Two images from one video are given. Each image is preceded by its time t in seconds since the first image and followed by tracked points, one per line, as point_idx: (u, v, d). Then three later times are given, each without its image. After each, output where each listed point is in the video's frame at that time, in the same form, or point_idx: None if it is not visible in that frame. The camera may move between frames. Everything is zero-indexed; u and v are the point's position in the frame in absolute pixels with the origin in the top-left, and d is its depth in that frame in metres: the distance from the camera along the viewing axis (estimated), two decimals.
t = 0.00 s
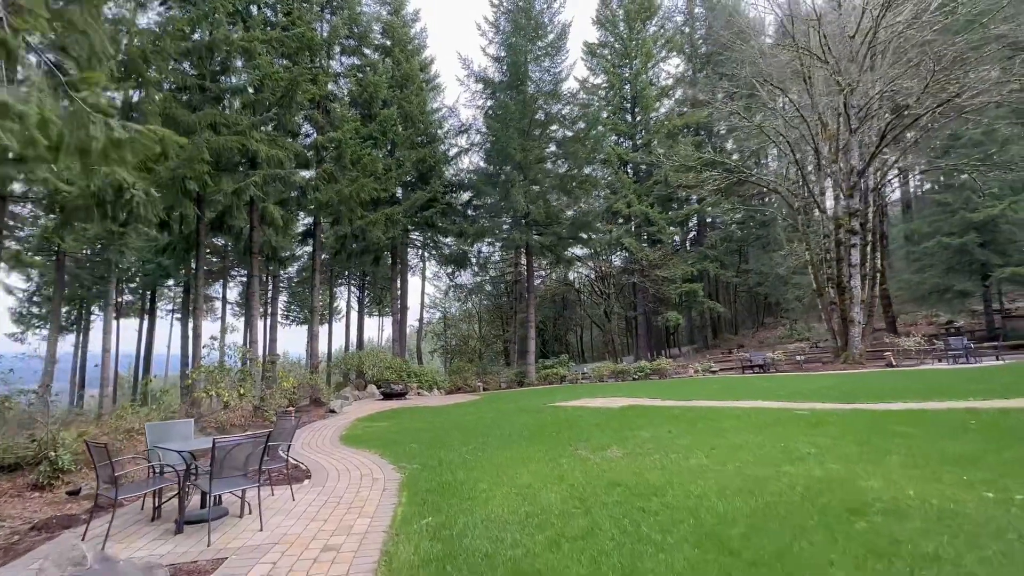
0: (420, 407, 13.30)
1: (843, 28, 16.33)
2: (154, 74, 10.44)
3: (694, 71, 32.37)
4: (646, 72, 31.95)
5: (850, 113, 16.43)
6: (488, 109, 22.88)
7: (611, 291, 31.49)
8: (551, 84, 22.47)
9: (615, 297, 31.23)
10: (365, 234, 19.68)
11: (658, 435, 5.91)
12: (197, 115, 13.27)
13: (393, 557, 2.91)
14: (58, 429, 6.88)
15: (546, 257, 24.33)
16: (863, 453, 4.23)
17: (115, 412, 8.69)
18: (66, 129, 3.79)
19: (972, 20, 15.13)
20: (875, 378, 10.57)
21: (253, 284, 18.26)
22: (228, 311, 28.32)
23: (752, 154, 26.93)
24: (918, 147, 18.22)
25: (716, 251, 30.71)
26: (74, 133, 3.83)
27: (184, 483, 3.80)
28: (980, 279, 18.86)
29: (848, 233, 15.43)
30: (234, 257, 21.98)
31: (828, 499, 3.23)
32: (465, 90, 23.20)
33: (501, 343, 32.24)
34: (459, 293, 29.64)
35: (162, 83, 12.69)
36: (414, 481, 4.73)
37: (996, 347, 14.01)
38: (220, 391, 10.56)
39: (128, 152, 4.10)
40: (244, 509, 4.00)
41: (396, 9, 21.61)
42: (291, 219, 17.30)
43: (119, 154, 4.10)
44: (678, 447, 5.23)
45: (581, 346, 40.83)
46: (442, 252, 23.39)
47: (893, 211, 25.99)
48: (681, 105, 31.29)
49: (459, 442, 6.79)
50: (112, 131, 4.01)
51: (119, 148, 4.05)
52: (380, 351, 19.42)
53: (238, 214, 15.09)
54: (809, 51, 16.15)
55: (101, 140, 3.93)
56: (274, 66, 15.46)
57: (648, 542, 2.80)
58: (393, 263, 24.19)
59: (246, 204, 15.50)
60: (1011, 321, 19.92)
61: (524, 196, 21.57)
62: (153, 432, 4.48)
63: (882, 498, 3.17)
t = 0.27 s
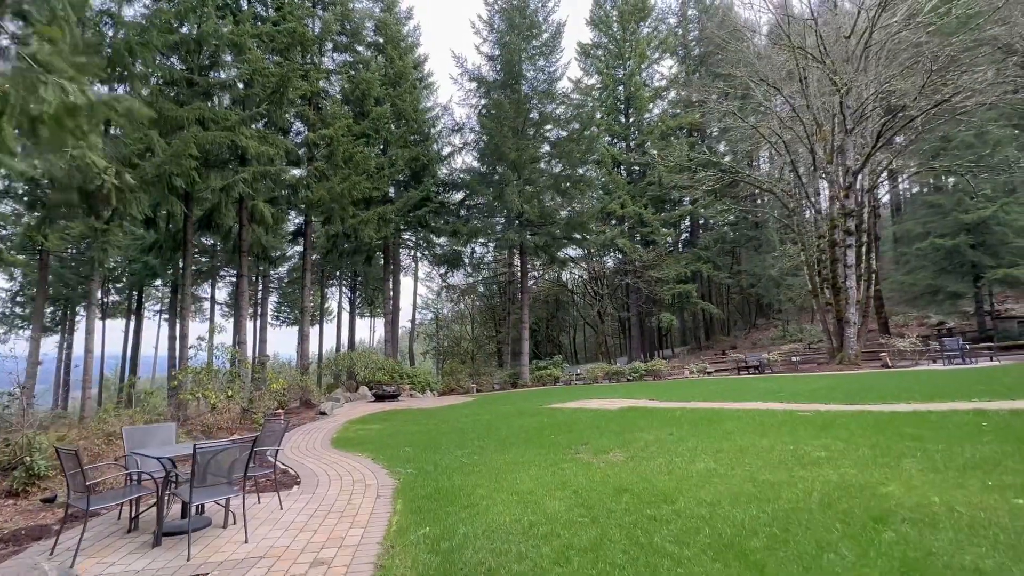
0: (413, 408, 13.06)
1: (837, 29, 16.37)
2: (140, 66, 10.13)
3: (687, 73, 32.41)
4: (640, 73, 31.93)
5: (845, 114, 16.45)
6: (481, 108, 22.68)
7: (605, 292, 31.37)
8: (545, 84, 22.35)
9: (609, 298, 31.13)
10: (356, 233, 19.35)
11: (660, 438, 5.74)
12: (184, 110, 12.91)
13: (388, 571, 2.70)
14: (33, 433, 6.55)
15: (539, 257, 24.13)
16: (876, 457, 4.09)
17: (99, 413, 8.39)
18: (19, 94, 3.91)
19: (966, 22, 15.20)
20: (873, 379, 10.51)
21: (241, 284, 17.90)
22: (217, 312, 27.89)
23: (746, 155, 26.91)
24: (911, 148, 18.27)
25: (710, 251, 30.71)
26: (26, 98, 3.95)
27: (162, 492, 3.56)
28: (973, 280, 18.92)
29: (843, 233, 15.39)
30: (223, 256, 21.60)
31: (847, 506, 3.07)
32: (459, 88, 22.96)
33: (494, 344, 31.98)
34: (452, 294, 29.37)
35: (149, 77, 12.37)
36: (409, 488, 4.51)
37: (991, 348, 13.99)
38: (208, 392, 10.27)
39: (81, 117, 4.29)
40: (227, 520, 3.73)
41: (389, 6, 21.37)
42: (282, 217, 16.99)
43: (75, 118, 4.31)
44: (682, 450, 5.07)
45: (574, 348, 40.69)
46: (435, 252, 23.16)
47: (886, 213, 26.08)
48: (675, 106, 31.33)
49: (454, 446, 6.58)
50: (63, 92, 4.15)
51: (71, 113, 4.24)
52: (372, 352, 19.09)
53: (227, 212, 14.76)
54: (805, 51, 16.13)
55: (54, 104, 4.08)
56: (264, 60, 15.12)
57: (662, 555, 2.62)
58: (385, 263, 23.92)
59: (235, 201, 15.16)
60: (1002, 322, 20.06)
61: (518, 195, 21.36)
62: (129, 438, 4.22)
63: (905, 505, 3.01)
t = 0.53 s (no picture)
0: (403, 411, 12.77)
1: (830, 31, 16.45)
2: (121, 56, 9.76)
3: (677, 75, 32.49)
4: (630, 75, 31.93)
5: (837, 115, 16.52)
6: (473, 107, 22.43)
7: (595, 293, 31.30)
8: (537, 83, 22.20)
9: (599, 299, 31.06)
10: (345, 232, 18.99)
11: (663, 443, 5.55)
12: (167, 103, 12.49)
13: None
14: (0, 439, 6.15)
15: (531, 258, 23.94)
16: (894, 461, 3.93)
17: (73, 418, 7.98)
18: None
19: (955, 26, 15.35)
20: (868, 380, 10.47)
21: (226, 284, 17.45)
22: (201, 312, 27.27)
23: (736, 157, 27.00)
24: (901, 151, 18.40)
25: (700, 253, 30.80)
26: None
27: (135, 506, 3.28)
28: (960, 282, 19.12)
29: (836, 235, 15.41)
30: (207, 255, 21.09)
31: (876, 516, 2.89)
32: (450, 87, 22.67)
33: (484, 345, 31.73)
34: (442, 295, 29.08)
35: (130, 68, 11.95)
36: (404, 497, 4.25)
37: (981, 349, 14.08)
38: (190, 395, 9.88)
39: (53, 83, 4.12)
40: (208, 534, 3.47)
41: (379, 2, 21.06)
42: (268, 215, 16.58)
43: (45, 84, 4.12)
44: (688, 455, 4.88)
45: (564, 349, 40.60)
46: (424, 251, 22.86)
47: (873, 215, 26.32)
48: (665, 108, 31.38)
49: (449, 451, 6.33)
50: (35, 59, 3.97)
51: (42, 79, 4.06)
52: (360, 353, 18.74)
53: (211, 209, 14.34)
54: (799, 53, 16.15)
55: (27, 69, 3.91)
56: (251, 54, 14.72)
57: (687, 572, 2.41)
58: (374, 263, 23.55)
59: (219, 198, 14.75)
60: (987, 323, 20.30)
61: (510, 195, 21.16)
62: (99, 447, 3.93)
63: (938, 515, 2.84)
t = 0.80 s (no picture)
0: (391, 413, 12.46)
1: (819, 34, 16.59)
2: (97, 44, 9.34)
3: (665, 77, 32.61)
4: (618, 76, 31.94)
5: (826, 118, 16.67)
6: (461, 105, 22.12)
7: (583, 294, 31.24)
8: (527, 82, 22.03)
9: (586, 299, 31.00)
10: (331, 230, 18.59)
11: (664, 445, 5.40)
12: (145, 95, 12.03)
13: None
14: None
15: (519, 258, 23.74)
16: (906, 465, 3.81)
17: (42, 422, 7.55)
18: None
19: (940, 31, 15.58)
20: (859, 380, 10.47)
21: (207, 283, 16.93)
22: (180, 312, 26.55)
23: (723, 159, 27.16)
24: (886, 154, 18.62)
25: (687, 254, 30.93)
26: None
27: (104, 520, 3.01)
28: (943, 284, 19.40)
29: (824, 236, 15.49)
30: (187, 253, 20.49)
31: (902, 525, 2.75)
32: (438, 84, 22.34)
33: (471, 346, 31.44)
34: (428, 295, 28.73)
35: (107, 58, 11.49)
36: (396, 505, 4.03)
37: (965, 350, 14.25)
38: (169, 397, 9.45)
39: None
40: (185, 549, 3.21)
41: None
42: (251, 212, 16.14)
43: None
44: (692, 459, 4.72)
45: (550, 349, 40.49)
46: (411, 251, 22.52)
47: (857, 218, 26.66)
48: (653, 110, 31.42)
49: (441, 455, 6.08)
50: None
51: None
52: (346, 353, 18.34)
53: (191, 205, 13.86)
54: (788, 55, 16.24)
55: None
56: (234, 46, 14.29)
57: None
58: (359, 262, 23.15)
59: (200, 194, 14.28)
60: (968, 324, 20.66)
61: (499, 194, 20.93)
62: (63, 455, 3.63)
63: (965, 523, 2.71)
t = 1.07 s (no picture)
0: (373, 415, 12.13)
1: (804, 37, 16.75)
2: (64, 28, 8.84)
3: (649, 79, 32.74)
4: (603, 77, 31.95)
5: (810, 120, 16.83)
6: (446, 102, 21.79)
7: (567, 295, 31.16)
8: (512, 80, 21.83)
9: (570, 299, 30.92)
10: (311, 227, 18.11)
11: (660, 448, 5.23)
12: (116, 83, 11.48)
13: None
14: None
15: (503, 257, 23.51)
16: (914, 468, 3.71)
17: None
18: None
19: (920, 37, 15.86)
20: (844, 380, 10.51)
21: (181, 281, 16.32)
22: (153, 312, 25.67)
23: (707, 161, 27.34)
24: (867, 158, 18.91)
25: (670, 256, 31.09)
26: None
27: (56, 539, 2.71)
28: (920, 286, 19.78)
29: (808, 238, 15.60)
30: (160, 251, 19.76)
31: (923, 535, 2.63)
32: (422, 80, 21.96)
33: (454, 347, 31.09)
34: (411, 295, 28.31)
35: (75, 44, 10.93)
36: (383, 515, 3.77)
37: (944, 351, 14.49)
38: (138, 400, 8.98)
39: None
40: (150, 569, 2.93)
41: None
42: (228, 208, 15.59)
43: None
44: (691, 463, 4.56)
45: (533, 350, 40.35)
46: (394, 250, 22.11)
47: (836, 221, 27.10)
48: (637, 112, 31.50)
49: (428, 460, 5.82)
50: None
51: None
52: (326, 354, 17.87)
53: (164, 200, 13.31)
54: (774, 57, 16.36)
55: None
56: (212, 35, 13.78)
57: None
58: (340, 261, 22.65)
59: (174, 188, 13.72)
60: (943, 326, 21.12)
61: (484, 193, 20.66)
62: (12, 465, 3.29)
63: (989, 531, 2.60)
